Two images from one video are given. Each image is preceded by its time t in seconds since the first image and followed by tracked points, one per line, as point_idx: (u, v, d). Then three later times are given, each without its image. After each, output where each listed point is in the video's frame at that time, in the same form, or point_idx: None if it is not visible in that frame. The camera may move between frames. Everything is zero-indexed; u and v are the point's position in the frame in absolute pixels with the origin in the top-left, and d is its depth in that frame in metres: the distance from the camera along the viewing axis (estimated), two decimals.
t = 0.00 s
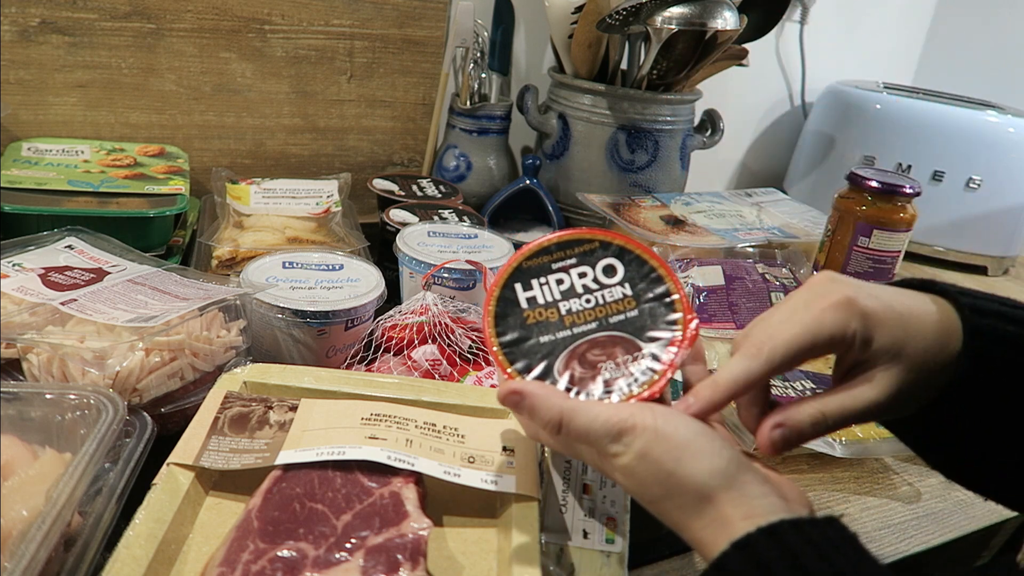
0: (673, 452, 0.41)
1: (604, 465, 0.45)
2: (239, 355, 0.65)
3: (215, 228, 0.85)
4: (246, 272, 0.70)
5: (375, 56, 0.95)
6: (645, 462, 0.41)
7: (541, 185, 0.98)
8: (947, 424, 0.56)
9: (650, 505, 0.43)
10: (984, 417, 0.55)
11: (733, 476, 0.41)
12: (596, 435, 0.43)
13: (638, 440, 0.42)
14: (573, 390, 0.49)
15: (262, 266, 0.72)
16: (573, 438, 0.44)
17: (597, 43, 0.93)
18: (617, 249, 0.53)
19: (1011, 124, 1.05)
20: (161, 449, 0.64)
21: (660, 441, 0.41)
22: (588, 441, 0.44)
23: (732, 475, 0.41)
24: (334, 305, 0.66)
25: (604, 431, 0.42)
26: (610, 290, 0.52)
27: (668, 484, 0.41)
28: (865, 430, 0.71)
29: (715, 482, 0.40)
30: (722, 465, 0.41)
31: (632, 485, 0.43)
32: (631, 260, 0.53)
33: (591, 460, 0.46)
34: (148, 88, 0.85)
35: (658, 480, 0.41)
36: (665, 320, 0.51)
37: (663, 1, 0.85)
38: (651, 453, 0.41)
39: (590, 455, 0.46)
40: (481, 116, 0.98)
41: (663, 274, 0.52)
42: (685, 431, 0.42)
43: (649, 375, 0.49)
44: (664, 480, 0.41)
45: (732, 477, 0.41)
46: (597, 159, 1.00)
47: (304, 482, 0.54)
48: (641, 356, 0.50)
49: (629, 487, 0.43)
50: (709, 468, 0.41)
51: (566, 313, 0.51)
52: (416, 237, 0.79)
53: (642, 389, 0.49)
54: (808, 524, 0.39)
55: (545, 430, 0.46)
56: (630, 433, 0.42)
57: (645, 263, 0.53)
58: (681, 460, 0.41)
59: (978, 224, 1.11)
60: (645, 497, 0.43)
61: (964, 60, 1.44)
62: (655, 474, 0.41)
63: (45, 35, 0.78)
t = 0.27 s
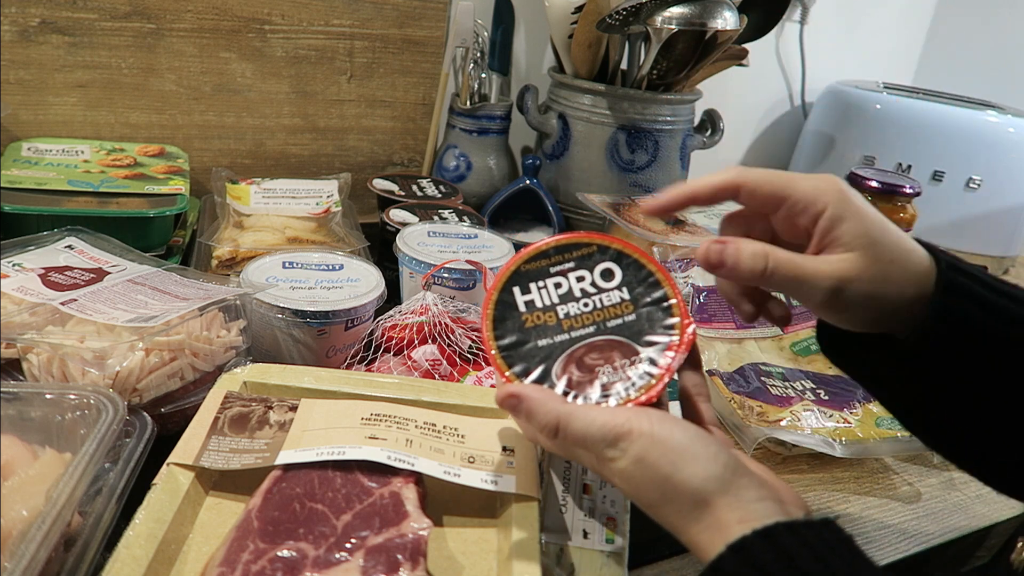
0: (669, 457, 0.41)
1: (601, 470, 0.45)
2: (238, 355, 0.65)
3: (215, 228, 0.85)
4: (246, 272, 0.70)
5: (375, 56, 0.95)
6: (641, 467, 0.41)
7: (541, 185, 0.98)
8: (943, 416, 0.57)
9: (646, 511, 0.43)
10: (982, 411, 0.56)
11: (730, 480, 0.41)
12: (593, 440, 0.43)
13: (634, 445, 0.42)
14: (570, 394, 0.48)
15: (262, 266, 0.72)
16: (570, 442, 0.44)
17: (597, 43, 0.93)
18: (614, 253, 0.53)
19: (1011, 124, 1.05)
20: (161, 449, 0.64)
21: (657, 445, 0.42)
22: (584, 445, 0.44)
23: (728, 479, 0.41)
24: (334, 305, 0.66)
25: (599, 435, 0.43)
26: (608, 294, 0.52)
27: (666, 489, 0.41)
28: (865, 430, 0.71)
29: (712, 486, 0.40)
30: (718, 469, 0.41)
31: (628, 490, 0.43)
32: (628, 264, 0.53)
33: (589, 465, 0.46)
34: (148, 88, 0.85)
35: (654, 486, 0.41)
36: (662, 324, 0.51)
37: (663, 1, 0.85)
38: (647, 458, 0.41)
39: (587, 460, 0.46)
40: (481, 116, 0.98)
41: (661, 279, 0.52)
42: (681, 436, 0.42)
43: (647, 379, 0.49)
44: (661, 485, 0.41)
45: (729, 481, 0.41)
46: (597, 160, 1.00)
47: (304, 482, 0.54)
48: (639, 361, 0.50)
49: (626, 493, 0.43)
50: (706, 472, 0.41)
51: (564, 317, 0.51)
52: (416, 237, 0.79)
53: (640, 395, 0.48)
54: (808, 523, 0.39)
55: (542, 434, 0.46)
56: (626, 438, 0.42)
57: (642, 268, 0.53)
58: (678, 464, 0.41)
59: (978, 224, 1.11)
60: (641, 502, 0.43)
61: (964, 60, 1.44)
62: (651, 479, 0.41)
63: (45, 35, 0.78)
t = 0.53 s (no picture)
0: (672, 452, 0.41)
1: (601, 462, 0.45)
2: (238, 355, 0.65)
3: (215, 228, 0.85)
4: (246, 272, 0.70)
5: (375, 56, 0.95)
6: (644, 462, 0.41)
7: (541, 185, 0.98)
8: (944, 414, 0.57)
9: (649, 505, 0.43)
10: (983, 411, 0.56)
11: (734, 477, 0.41)
12: (595, 433, 0.43)
13: (638, 440, 0.42)
14: (572, 387, 0.49)
15: (262, 266, 0.72)
16: (572, 434, 0.44)
17: (597, 43, 0.93)
18: (619, 247, 0.53)
19: (1011, 124, 1.05)
20: (161, 449, 0.64)
21: (661, 440, 0.42)
22: (586, 438, 0.43)
23: (737, 474, 0.41)
24: (334, 305, 0.66)
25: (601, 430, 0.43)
26: (612, 287, 0.52)
27: (668, 485, 0.41)
28: (865, 430, 0.71)
29: (716, 482, 0.40)
30: (722, 466, 0.41)
31: (630, 483, 0.43)
32: (633, 258, 0.53)
33: (588, 456, 0.46)
34: (148, 88, 0.85)
35: (658, 481, 0.41)
36: (665, 319, 0.51)
37: (663, 1, 0.85)
38: (650, 453, 0.41)
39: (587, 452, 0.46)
40: (481, 116, 0.98)
41: (665, 273, 0.52)
42: (685, 432, 0.42)
43: (648, 374, 0.49)
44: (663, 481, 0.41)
45: (733, 478, 0.41)
46: (596, 160, 1.00)
47: (304, 482, 0.54)
48: (641, 354, 0.50)
49: (628, 486, 0.44)
50: (710, 469, 0.41)
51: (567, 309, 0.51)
52: (416, 237, 0.79)
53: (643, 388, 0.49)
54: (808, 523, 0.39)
55: (544, 427, 0.46)
56: (630, 433, 0.42)
57: (646, 262, 0.53)
58: (681, 459, 0.41)
59: (978, 224, 1.11)
60: (643, 496, 0.43)
61: (964, 60, 1.44)
62: (654, 475, 0.41)
63: (45, 35, 0.78)
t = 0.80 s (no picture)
0: (680, 450, 0.41)
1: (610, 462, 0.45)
2: (238, 355, 0.65)
3: (215, 228, 0.85)
4: (246, 272, 0.70)
5: (375, 56, 0.95)
6: (652, 458, 0.42)
7: (541, 185, 0.98)
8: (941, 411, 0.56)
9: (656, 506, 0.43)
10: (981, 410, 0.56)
11: (740, 476, 0.41)
12: (604, 427, 0.43)
13: (646, 436, 0.42)
14: (583, 383, 0.49)
15: (262, 266, 0.72)
16: (581, 429, 0.44)
17: (597, 43, 0.93)
18: (635, 243, 0.53)
19: (1011, 124, 1.05)
20: (161, 449, 0.64)
21: (670, 436, 0.42)
22: (596, 433, 0.44)
23: (741, 474, 0.41)
24: (334, 305, 0.66)
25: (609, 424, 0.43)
26: (627, 284, 0.52)
27: (675, 482, 0.41)
28: (865, 430, 0.71)
29: (722, 480, 0.40)
30: (729, 465, 0.41)
31: (638, 482, 0.43)
32: (649, 255, 0.53)
33: (598, 457, 0.46)
34: (148, 88, 0.85)
35: (667, 480, 0.41)
36: (677, 317, 0.51)
37: (663, 1, 0.85)
38: (658, 451, 0.41)
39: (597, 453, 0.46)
40: (481, 116, 0.98)
41: (679, 271, 0.52)
42: (694, 430, 0.42)
43: (660, 371, 0.49)
44: (670, 478, 0.41)
45: (740, 477, 0.41)
46: (597, 160, 1.00)
47: (304, 482, 0.54)
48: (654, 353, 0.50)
49: (635, 485, 0.43)
50: (717, 467, 0.41)
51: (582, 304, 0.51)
52: (416, 237, 0.79)
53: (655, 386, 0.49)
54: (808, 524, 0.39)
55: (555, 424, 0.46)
56: (639, 429, 0.42)
57: (661, 260, 0.52)
58: (689, 457, 0.41)
59: (978, 224, 1.11)
60: (651, 495, 0.43)
61: (964, 60, 1.44)
62: (662, 473, 0.41)
63: (45, 35, 0.78)
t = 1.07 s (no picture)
0: (682, 456, 0.41)
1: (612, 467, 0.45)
2: (238, 355, 0.65)
3: (216, 228, 0.85)
4: (246, 272, 0.70)
5: (375, 56, 0.95)
6: (653, 464, 0.41)
7: (541, 185, 0.98)
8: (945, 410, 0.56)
9: (656, 513, 0.43)
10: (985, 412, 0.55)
11: (741, 482, 0.41)
12: (606, 435, 0.43)
13: (648, 443, 0.42)
14: (584, 388, 0.48)
15: (262, 266, 0.72)
16: (582, 435, 0.44)
17: (597, 43, 0.93)
18: (627, 254, 0.54)
19: (1011, 124, 1.05)
20: (161, 449, 0.64)
21: (672, 444, 0.41)
22: (597, 441, 0.43)
23: (742, 482, 0.41)
24: (334, 305, 0.66)
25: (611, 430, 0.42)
26: (620, 292, 0.52)
27: (676, 489, 0.41)
28: (865, 431, 0.71)
29: (724, 487, 0.40)
30: (730, 471, 0.41)
31: (640, 488, 0.43)
32: (642, 264, 0.53)
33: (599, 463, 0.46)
34: (148, 88, 0.85)
35: (667, 486, 0.41)
36: (674, 320, 0.51)
37: (663, 1, 0.85)
38: (660, 456, 0.41)
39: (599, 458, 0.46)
40: (481, 116, 0.98)
41: (672, 277, 0.52)
42: (696, 437, 0.42)
43: (661, 373, 0.49)
44: (672, 485, 0.41)
45: (740, 483, 0.41)
46: (596, 160, 1.00)
47: (304, 482, 0.54)
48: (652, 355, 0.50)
49: (637, 491, 0.43)
50: (719, 474, 0.40)
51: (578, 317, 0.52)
52: (416, 237, 0.79)
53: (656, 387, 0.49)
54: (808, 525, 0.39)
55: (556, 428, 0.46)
56: (640, 436, 0.42)
57: (655, 268, 0.53)
58: (691, 464, 0.40)
59: (978, 224, 1.11)
60: (653, 502, 0.42)
61: (964, 61, 1.44)
62: (663, 479, 0.41)
63: (45, 35, 0.78)
